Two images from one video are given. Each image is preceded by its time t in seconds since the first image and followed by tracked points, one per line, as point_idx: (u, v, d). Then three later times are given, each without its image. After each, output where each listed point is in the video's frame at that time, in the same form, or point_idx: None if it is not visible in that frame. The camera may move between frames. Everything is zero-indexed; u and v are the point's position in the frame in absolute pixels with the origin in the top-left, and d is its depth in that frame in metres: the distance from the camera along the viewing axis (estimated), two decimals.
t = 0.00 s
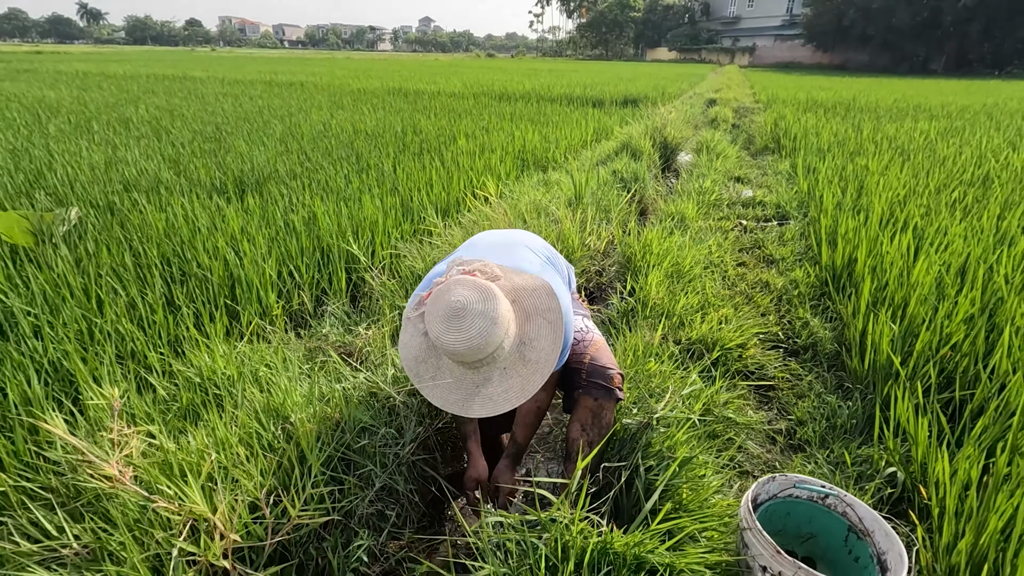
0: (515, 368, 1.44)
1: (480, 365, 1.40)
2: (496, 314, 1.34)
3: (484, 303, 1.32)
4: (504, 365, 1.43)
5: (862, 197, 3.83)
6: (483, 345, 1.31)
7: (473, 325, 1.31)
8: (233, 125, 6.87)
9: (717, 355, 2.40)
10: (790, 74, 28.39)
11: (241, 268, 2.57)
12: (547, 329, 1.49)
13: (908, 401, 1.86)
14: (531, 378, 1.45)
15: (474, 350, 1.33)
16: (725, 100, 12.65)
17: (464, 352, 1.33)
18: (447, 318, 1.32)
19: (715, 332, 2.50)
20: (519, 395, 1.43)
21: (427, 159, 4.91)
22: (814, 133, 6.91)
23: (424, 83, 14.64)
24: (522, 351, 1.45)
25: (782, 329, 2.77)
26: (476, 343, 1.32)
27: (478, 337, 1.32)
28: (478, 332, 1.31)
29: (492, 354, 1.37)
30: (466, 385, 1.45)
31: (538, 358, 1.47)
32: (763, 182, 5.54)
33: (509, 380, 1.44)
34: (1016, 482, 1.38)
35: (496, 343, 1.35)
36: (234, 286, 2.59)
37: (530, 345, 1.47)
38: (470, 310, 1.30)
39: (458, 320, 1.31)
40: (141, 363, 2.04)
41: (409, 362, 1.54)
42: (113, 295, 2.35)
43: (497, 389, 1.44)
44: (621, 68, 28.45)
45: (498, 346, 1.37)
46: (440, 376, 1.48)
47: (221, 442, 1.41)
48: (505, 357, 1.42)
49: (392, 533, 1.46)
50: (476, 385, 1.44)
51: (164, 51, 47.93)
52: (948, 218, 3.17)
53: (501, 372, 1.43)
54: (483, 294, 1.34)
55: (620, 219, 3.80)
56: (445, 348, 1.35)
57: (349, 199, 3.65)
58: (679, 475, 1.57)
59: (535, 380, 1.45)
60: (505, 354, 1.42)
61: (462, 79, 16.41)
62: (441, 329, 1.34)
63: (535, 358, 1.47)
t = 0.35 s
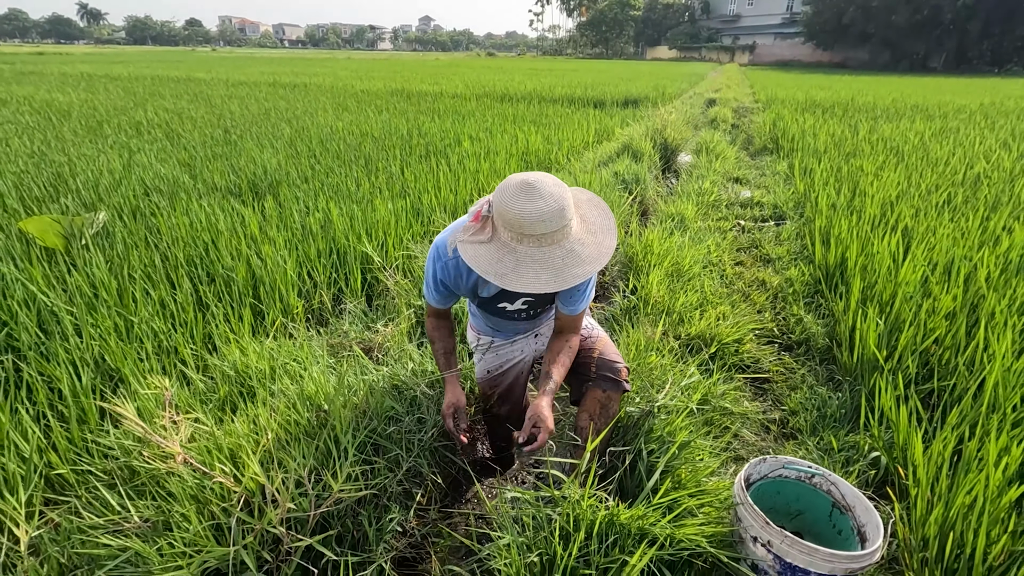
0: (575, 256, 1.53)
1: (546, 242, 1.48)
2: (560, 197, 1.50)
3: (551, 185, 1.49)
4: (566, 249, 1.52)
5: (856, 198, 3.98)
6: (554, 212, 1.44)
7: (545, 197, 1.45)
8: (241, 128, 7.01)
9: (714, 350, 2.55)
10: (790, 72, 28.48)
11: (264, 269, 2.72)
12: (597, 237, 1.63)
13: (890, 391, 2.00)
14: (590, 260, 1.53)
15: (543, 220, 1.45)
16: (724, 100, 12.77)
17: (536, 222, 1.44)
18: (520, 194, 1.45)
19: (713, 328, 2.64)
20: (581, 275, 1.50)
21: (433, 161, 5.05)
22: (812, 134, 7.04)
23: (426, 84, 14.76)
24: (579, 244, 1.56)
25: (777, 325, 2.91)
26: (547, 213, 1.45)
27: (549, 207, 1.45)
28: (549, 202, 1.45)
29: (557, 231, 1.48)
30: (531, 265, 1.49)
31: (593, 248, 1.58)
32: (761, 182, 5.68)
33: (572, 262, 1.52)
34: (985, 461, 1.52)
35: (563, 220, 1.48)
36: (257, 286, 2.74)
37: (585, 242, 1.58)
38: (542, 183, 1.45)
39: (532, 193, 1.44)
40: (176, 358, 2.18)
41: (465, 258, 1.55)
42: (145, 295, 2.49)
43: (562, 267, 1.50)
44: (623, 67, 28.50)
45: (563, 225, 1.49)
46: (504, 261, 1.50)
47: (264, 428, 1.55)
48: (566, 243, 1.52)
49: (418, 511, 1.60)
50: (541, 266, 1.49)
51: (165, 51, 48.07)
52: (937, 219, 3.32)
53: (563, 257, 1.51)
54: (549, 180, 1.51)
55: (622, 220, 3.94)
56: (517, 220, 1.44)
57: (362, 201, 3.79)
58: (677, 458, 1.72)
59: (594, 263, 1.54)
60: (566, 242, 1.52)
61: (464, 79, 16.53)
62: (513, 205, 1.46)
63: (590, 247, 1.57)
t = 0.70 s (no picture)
0: (574, 262, 1.54)
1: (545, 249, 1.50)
2: (557, 201, 1.50)
3: (548, 192, 1.50)
4: (566, 256, 1.53)
5: (856, 198, 4.00)
6: (551, 221, 1.45)
7: (542, 206, 1.46)
8: (245, 129, 7.06)
9: (714, 351, 2.59)
10: (792, 69, 28.38)
11: (270, 272, 2.76)
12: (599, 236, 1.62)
13: (886, 392, 2.04)
14: (591, 264, 1.53)
15: (542, 229, 1.46)
16: (726, 99, 12.77)
17: (535, 230, 1.46)
18: (518, 206, 1.46)
19: (712, 330, 2.67)
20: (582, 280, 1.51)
21: (436, 162, 5.08)
22: (813, 133, 7.05)
23: (428, 83, 14.76)
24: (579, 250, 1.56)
25: (776, 326, 2.95)
26: (545, 222, 1.46)
27: (546, 216, 1.46)
28: (546, 212, 1.46)
29: (556, 238, 1.49)
30: (533, 272, 1.51)
31: (594, 252, 1.58)
32: (762, 182, 5.70)
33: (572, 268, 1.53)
34: (976, 462, 1.56)
35: (562, 226, 1.50)
36: (262, 289, 2.78)
37: (586, 247, 1.59)
38: (538, 193, 1.46)
39: (528, 204, 1.46)
40: (185, 360, 2.22)
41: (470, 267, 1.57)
42: (154, 298, 2.54)
43: (563, 272, 1.51)
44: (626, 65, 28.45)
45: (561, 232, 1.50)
46: (506, 270, 1.52)
47: (273, 430, 1.59)
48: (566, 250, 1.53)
49: (422, 511, 1.64)
50: (541, 273, 1.50)
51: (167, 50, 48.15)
52: (935, 220, 3.34)
53: (562, 264, 1.52)
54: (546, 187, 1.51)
55: (623, 221, 3.97)
56: (517, 229, 1.46)
57: (365, 203, 3.82)
58: (675, 458, 1.76)
59: (595, 267, 1.55)
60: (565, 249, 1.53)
61: (466, 78, 16.56)
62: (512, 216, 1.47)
63: (590, 250, 1.58)
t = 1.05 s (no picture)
0: (523, 321, 1.51)
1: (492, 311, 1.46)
2: (503, 265, 1.42)
3: (493, 255, 1.41)
4: (513, 316, 1.49)
5: (859, 195, 3.95)
6: (494, 291, 1.39)
7: (484, 274, 1.39)
8: (243, 126, 7.00)
9: (715, 350, 2.54)
10: (795, 65, 28.21)
11: (263, 270, 2.72)
12: (556, 285, 1.55)
13: (890, 393, 1.99)
14: (487, 351, 1.50)
15: (485, 298, 1.41)
16: (727, 95, 12.68)
17: (450, 298, 1.45)
18: (459, 271, 1.40)
19: (713, 328, 2.63)
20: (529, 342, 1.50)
21: (434, 159, 5.03)
22: (815, 129, 6.98)
23: (428, 80, 14.68)
24: (530, 305, 1.52)
25: (778, 325, 2.90)
26: (487, 293, 1.40)
27: (489, 286, 1.40)
28: (489, 281, 1.39)
29: (501, 304, 1.45)
30: (446, 320, 1.58)
31: (505, 344, 1.51)
32: (764, 179, 5.64)
33: (519, 328, 1.51)
34: (983, 465, 1.52)
35: (477, 310, 1.44)
36: (256, 287, 2.74)
37: (539, 299, 1.53)
38: (480, 259, 1.38)
39: (470, 270, 1.39)
40: (176, 361, 2.19)
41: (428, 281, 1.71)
42: (145, 296, 2.50)
43: (463, 340, 1.53)
44: (627, 61, 28.32)
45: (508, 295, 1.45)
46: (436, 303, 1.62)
47: (261, 433, 1.55)
48: (514, 309, 1.49)
49: (415, 515, 1.60)
50: (487, 333, 1.50)
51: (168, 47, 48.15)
52: (940, 217, 3.29)
53: (509, 324, 1.49)
54: (492, 247, 1.43)
55: (623, 218, 3.92)
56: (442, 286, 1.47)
57: (361, 201, 3.78)
58: (674, 461, 1.72)
59: (492, 356, 1.51)
60: (514, 308, 1.49)
61: (466, 75, 16.47)
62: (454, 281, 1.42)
63: (501, 341, 1.51)
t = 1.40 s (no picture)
0: (503, 441, 1.33)
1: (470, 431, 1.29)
2: (487, 396, 1.22)
3: (476, 382, 1.22)
4: (492, 435, 1.31)
5: (869, 187, 3.84)
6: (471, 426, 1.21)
7: (464, 403, 1.22)
8: (239, 121, 6.90)
9: (725, 347, 2.44)
10: (796, 60, 28.03)
11: (256, 265, 2.61)
12: (543, 406, 1.34)
13: (913, 392, 1.89)
14: (460, 463, 1.34)
15: (461, 427, 1.24)
16: (729, 89, 12.57)
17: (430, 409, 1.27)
18: (439, 393, 1.24)
19: (723, 324, 2.53)
20: (505, 465, 1.33)
21: (433, 153, 4.92)
22: (820, 122, 6.88)
23: (427, 76, 14.56)
24: (512, 425, 1.33)
25: (790, 321, 2.79)
26: (467, 420, 1.23)
27: (467, 417, 1.22)
28: (467, 412, 1.22)
29: (481, 428, 1.27)
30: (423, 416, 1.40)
31: (481, 460, 1.33)
32: (769, 172, 5.53)
33: (497, 449, 1.33)
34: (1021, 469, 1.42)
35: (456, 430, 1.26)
36: (248, 283, 2.63)
37: (524, 418, 1.34)
38: (460, 390, 1.21)
39: (449, 396, 1.23)
40: (163, 360, 2.08)
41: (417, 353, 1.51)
42: (131, 292, 2.39)
43: (437, 445, 1.37)
44: (627, 58, 28.16)
45: (489, 422, 1.27)
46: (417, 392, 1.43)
47: (247, 436, 1.44)
48: (495, 429, 1.30)
49: (413, 524, 1.50)
50: (464, 446, 1.33)
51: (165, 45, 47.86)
52: (955, 209, 3.18)
53: (488, 443, 1.32)
54: (476, 372, 1.22)
55: (627, 211, 3.81)
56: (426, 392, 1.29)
57: (358, 194, 3.67)
58: (687, 465, 1.62)
59: (465, 469, 1.34)
60: (495, 427, 1.31)
61: (466, 70, 16.34)
62: (433, 399, 1.26)
63: (475, 459, 1.33)
